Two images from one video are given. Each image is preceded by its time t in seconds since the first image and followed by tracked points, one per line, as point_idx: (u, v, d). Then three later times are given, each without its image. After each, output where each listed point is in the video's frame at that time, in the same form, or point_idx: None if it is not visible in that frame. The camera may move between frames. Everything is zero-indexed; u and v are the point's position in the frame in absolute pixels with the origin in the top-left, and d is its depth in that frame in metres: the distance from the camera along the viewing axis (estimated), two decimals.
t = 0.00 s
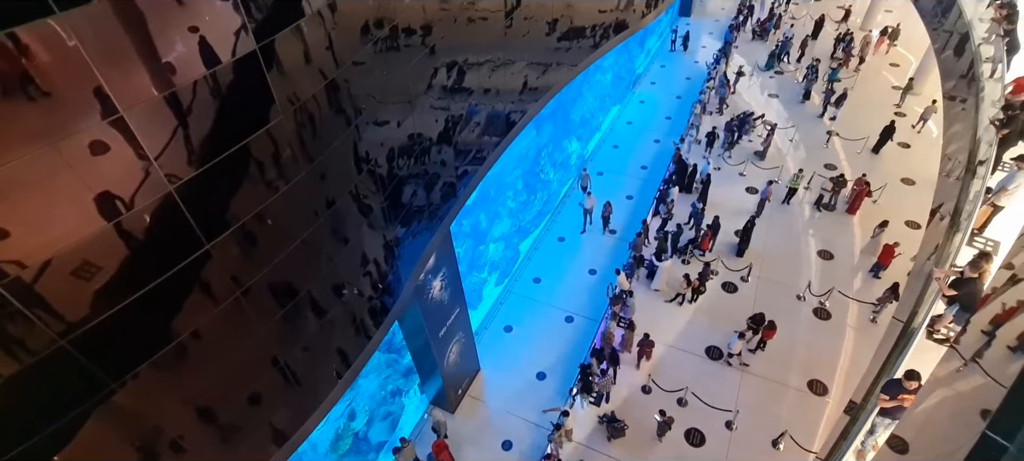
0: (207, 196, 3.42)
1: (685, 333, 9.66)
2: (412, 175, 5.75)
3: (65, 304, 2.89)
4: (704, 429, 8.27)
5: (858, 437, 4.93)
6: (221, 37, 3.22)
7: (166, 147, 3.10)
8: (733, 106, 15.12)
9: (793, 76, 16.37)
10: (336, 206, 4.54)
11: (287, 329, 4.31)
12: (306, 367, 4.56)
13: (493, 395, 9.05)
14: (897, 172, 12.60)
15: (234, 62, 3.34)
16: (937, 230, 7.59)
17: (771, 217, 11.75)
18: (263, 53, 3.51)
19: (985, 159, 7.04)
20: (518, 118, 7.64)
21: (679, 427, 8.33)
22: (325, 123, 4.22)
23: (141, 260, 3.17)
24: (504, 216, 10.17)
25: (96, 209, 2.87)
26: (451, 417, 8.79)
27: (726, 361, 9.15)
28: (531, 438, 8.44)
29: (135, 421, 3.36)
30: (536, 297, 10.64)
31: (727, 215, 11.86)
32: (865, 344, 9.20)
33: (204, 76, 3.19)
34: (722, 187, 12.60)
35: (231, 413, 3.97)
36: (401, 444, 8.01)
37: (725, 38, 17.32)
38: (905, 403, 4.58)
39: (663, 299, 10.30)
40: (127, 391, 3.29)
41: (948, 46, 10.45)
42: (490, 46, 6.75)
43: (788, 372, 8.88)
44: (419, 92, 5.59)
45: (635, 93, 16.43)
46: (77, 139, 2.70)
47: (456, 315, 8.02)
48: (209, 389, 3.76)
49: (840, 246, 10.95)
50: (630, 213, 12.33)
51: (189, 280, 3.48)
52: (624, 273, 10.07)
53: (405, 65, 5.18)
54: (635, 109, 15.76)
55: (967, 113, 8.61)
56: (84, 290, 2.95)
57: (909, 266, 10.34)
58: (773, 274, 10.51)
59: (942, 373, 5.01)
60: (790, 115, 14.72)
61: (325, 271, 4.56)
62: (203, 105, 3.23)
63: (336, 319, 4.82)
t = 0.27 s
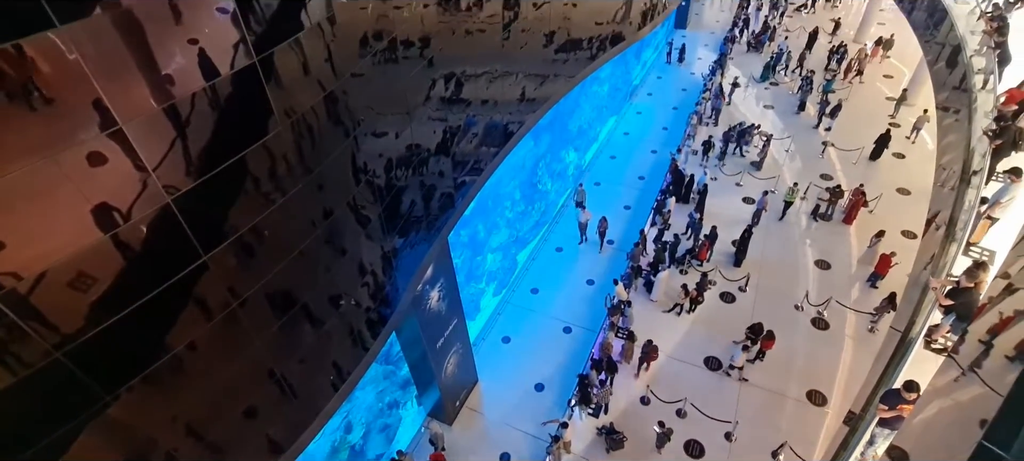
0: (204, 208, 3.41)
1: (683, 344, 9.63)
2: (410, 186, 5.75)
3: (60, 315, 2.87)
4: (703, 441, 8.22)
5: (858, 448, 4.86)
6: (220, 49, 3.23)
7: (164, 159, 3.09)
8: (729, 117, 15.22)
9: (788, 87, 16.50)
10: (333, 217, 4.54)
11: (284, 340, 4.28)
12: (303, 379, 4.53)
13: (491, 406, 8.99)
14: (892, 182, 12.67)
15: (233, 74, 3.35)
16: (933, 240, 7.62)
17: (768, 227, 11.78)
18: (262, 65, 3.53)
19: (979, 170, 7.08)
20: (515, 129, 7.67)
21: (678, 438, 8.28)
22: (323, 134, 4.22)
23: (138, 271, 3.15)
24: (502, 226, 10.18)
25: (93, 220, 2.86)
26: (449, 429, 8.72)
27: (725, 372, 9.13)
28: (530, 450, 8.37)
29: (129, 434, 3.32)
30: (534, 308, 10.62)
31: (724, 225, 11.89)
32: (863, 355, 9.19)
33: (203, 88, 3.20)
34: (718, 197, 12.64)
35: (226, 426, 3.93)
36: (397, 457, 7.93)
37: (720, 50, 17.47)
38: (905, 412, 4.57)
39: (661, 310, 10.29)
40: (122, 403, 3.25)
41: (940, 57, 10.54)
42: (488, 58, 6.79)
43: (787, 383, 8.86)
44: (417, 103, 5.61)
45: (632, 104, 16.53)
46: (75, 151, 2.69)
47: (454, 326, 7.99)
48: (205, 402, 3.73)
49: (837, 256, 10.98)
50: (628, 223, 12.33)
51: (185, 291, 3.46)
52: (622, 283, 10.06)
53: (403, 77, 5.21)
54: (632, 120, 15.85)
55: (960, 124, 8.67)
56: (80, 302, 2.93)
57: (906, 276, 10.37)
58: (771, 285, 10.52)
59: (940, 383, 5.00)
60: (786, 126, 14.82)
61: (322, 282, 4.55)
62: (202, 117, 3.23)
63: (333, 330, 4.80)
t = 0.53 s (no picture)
0: (202, 216, 3.40)
1: (682, 351, 9.62)
2: (408, 193, 5.76)
3: (57, 323, 2.85)
4: (702, 448, 8.18)
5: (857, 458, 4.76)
6: (219, 57, 3.24)
7: (162, 166, 3.09)
8: (726, 124, 15.30)
9: (784, 95, 16.59)
10: (331, 224, 4.54)
11: (281, 348, 4.26)
12: (300, 387, 4.51)
13: (489, 414, 8.96)
14: (889, 189, 12.72)
15: (232, 83, 3.36)
16: (930, 246, 7.64)
17: (766, 234, 11.81)
18: (261, 73, 3.53)
19: (974, 176, 7.10)
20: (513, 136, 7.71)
21: (677, 446, 8.25)
22: (322, 142, 4.23)
23: (135, 279, 3.14)
24: (500, 233, 10.19)
25: (90, 228, 2.85)
26: (447, 437, 8.67)
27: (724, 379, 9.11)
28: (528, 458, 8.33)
29: (125, 444, 3.29)
30: (533, 315, 10.60)
31: (722, 232, 11.91)
32: (863, 361, 9.19)
33: (203, 96, 3.20)
34: (716, 204, 12.67)
35: (223, 434, 3.90)
36: None
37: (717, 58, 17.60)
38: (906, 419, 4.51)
39: (659, 317, 10.28)
40: (118, 413, 3.22)
41: (935, 65, 10.62)
42: (487, 66, 6.83)
43: (787, 390, 8.84)
44: (416, 110, 5.63)
45: (629, 111, 16.61)
46: (73, 158, 2.69)
47: (452, 333, 7.97)
48: (201, 411, 3.70)
49: (835, 262, 11.00)
50: (626, 230, 12.34)
51: (183, 299, 3.44)
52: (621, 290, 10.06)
53: (402, 85, 5.23)
54: (629, 127, 15.92)
55: (956, 130, 8.72)
56: (77, 309, 2.92)
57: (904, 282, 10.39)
58: (769, 291, 10.53)
59: (940, 389, 5.00)
60: (783, 133, 14.89)
61: (320, 290, 4.54)
62: (201, 125, 3.24)
63: (331, 338, 4.79)
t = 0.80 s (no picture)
0: (200, 224, 3.39)
1: (680, 358, 9.60)
2: (406, 201, 5.76)
3: (52, 332, 2.83)
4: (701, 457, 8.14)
5: None
6: (218, 65, 3.25)
7: (161, 174, 3.08)
8: (723, 131, 15.37)
9: (780, 103, 16.68)
10: (329, 232, 4.53)
11: (279, 357, 4.24)
12: (297, 395, 4.48)
13: (487, 422, 8.91)
14: (886, 196, 12.77)
15: (231, 92, 3.37)
16: (927, 253, 7.66)
17: (763, 241, 11.83)
18: (259, 81, 3.54)
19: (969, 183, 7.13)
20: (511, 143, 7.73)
21: (676, 454, 8.20)
22: (320, 150, 4.23)
23: (132, 287, 3.12)
24: (498, 241, 10.20)
25: (87, 236, 2.84)
26: (445, 446, 8.62)
27: (723, 386, 9.08)
28: None
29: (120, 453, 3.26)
30: (531, 323, 10.57)
31: (720, 239, 11.93)
32: (861, 368, 9.19)
33: (201, 105, 3.20)
34: (714, 211, 12.70)
35: (219, 444, 3.87)
36: None
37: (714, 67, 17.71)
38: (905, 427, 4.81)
39: (658, 324, 10.27)
40: (113, 422, 3.19)
41: (930, 73, 10.69)
42: (485, 75, 6.86)
43: (786, 398, 8.81)
44: (414, 118, 5.65)
45: (627, 119, 16.68)
46: (71, 167, 2.68)
47: (451, 341, 7.94)
48: (197, 420, 3.67)
49: (833, 269, 11.02)
50: (624, 238, 12.34)
51: (179, 307, 3.43)
52: (619, 298, 10.05)
53: (400, 93, 5.25)
54: (627, 135, 15.98)
55: (951, 138, 8.76)
56: (72, 318, 2.90)
57: (901, 289, 10.41)
58: (767, 298, 10.53)
59: (938, 396, 4.99)
60: (779, 140, 14.96)
61: (318, 298, 4.53)
62: (200, 133, 3.24)
63: (329, 346, 4.77)
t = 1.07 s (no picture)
0: (197, 233, 3.39)
1: (679, 368, 9.58)
2: (404, 210, 5.76)
3: (48, 341, 2.81)
4: None
5: None
6: (218, 75, 3.26)
7: (159, 183, 3.09)
8: (720, 141, 15.45)
9: (777, 113, 16.78)
10: (327, 241, 4.53)
11: (275, 366, 4.22)
12: (293, 405, 4.45)
13: (485, 433, 8.85)
14: (882, 206, 12.82)
15: (230, 101, 3.38)
16: (924, 263, 7.68)
17: (761, 250, 11.86)
18: (260, 91, 3.56)
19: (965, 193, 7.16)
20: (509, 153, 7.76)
21: None
22: (319, 159, 4.24)
23: (128, 296, 3.11)
24: (497, 250, 10.21)
25: (84, 245, 2.83)
26: (442, 457, 8.56)
27: (722, 397, 9.06)
28: None
29: None
30: (529, 332, 10.54)
31: (718, 248, 11.95)
32: (860, 378, 9.18)
33: (201, 114, 3.21)
34: (712, 221, 12.73)
35: (214, 454, 3.85)
36: None
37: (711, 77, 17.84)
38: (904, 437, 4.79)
39: (656, 334, 10.26)
40: (107, 432, 3.17)
41: (924, 84, 10.78)
42: (484, 85, 6.90)
43: (785, 408, 8.79)
44: (413, 128, 5.67)
45: (624, 128, 16.76)
46: (70, 175, 2.69)
47: (448, 351, 7.92)
48: (192, 430, 3.64)
49: (831, 279, 11.04)
50: (622, 247, 12.35)
51: (176, 316, 3.41)
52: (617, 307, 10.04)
53: (400, 103, 5.28)
54: (625, 144, 16.04)
55: (946, 149, 8.82)
56: (69, 327, 2.88)
57: (898, 299, 10.43)
58: (765, 308, 10.53)
59: (937, 406, 4.99)
60: (776, 150, 15.03)
61: (315, 307, 4.51)
62: (199, 142, 3.24)
63: (326, 355, 4.75)
